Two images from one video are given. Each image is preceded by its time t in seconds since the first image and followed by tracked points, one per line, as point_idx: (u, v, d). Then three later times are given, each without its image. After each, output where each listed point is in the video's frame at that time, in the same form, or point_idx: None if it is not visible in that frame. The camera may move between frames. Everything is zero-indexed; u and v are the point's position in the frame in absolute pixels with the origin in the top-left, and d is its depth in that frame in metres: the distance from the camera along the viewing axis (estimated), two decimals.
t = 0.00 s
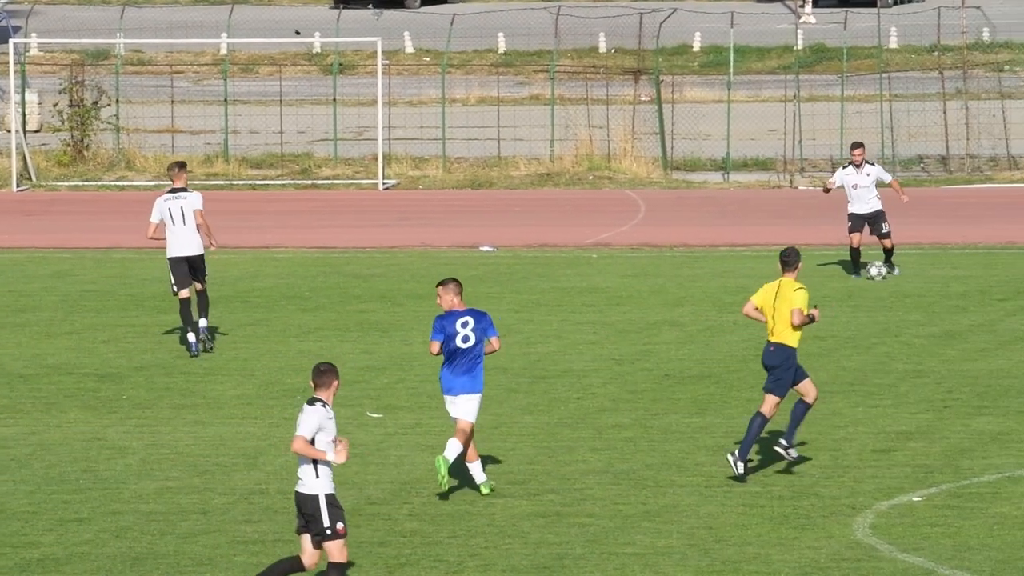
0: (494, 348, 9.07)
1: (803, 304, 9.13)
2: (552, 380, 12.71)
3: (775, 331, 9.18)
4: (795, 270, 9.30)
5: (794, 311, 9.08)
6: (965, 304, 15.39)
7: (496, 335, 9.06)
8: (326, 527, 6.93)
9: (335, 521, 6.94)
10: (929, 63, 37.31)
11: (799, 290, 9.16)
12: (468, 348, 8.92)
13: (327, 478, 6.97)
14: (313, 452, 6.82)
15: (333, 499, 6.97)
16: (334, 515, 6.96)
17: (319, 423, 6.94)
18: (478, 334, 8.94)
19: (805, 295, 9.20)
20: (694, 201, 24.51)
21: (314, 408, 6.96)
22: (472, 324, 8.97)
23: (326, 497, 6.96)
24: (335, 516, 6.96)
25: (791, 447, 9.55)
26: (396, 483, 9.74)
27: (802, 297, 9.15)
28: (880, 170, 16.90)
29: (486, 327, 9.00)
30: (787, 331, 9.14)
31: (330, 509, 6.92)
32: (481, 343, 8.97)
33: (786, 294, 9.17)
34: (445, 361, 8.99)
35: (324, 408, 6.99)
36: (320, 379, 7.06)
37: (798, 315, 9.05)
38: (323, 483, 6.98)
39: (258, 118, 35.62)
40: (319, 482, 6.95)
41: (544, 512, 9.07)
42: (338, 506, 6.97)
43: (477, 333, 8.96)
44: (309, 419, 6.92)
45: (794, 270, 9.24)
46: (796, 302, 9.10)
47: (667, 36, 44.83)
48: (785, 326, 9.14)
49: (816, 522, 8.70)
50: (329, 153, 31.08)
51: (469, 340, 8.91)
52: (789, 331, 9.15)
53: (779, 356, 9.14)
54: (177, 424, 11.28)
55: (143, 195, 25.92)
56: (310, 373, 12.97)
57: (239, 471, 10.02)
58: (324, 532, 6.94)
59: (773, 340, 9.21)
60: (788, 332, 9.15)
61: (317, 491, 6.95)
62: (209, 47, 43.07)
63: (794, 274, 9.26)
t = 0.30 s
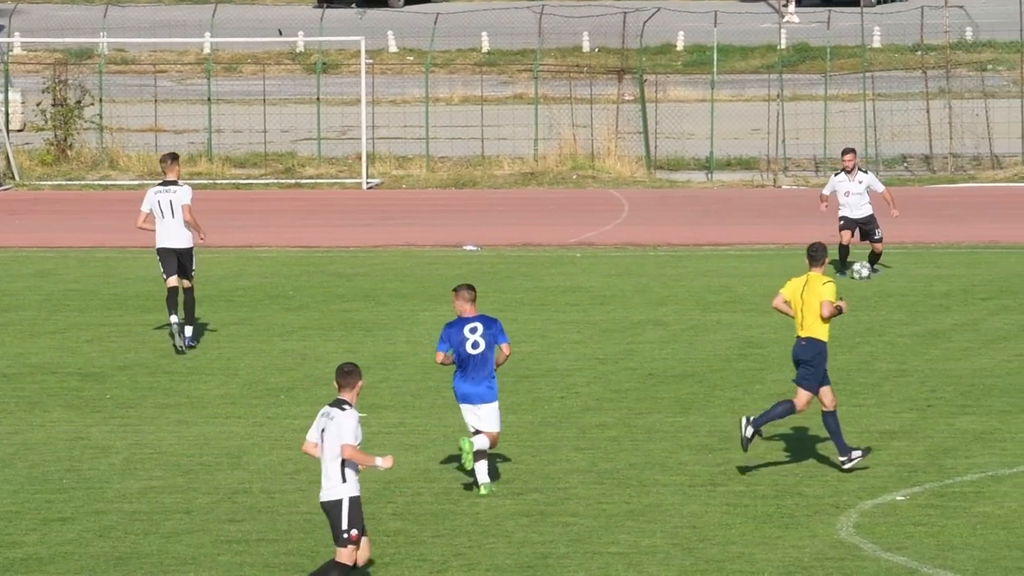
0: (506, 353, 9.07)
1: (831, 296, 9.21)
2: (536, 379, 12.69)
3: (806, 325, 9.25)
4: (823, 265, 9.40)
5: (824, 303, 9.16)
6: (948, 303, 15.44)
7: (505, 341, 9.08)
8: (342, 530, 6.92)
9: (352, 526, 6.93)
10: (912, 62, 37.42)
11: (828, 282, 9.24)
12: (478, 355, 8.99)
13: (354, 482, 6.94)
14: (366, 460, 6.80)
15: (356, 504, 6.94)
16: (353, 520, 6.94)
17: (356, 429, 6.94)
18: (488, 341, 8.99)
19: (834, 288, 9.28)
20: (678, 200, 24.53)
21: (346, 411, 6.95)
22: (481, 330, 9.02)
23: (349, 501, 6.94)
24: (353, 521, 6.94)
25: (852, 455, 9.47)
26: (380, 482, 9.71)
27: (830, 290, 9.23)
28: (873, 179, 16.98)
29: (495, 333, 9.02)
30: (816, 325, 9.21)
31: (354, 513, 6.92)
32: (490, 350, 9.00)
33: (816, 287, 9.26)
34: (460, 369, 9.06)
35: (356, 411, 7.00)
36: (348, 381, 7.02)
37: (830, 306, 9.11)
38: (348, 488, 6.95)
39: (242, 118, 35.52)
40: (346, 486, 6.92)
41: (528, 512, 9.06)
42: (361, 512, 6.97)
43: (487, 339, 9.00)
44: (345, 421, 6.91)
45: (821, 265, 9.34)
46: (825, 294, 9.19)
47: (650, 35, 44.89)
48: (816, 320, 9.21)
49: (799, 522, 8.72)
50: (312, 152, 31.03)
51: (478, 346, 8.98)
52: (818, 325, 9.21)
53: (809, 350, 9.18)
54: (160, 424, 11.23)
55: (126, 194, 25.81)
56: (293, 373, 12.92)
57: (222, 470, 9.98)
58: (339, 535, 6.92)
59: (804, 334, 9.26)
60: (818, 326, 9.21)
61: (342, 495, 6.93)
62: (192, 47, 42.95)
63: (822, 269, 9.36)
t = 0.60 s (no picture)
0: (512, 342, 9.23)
1: (856, 307, 9.20)
2: (521, 378, 12.67)
3: (835, 338, 9.27)
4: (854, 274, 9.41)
5: (846, 313, 9.17)
6: (932, 303, 15.47)
7: (508, 331, 9.24)
8: (352, 511, 6.92)
9: (364, 510, 6.91)
10: (895, 61, 37.51)
11: (852, 293, 9.22)
12: (484, 347, 9.23)
13: (380, 466, 6.96)
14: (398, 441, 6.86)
15: (377, 489, 6.94)
16: (369, 504, 6.93)
17: (387, 414, 7.01)
18: (493, 332, 9.21)
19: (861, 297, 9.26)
20: (663, 200, 24.52)
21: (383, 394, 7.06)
22: (486, 321, 9.26)
23: (370, 485, 6.95)
24: (366, 506, 6.92)
25: (862, 468, 9.62)
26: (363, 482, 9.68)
27: (854, 300, 9.20)
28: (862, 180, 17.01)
29: (499, 323, 9.22)
30: (845, 337, 9.24)
31: (373, 497, 6.92)
32: (496, 340, 9.21)
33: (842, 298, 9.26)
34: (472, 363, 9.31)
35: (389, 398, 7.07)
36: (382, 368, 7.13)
37: (851, 317, 9.13)
38: (373, 472, 6.98)
39: (225, 117, 35.37)
40: (371, 469, 6.96)
41: (512, 511, 9.05)
42: (380, 498, 6.94)
43: (491, 329, 9.22)
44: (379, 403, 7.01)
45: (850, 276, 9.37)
46: (849, 304, 9.19)
47: (634, 35, 44.87)
48: (844, 332, 9.23)
49: (783, 521, 8.72)
50: (296, 151, 30.93)
51: (484, 338, 9.22)
52: (847, 336, 9.23)
53: (844, 365, 9.22)
54: (145, 423, 11.17)
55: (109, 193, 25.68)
56: (277, 372, 12.87)
57: (206, 470, 9.93)
58: (348, 515, 6.93)
59: (835, 347, 9.28)
60: (845, 337, 9.23)
61: (365, 476, 6.96)
62: (175, 46, 42.80)
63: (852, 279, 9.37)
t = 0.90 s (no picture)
0: (523, 333, 9.15)
1: (879, 300, 9.21)
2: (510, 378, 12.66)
3: (863, 332, 9.37)
4: (887, 265, 9.34)
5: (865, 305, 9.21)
6: (920, 303, 15.50)
7: (520, 321, 9.15)
8: (390, 516, 6.92)
9: (401, 515, 6.92)
10: (884, 62, 37.60)
11: (875, 286, 9.22)
12: (498, 338, 9.23)
13: (409, 469, 6.97)
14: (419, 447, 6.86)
15: (410, 492, 6.95)
16: (403, 508, 6.93)
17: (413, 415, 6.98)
18: (505, 323, 9.19)
19: (886, 290, 9.25)
20: (652, 199, 24.53)
21: (407, 395, 7.03)
22: (500, 312, 9.24)
23: (402, 487, 6.95)
24: (402, 510, 6.93)
25: (852, 465, 9.61)
26: (352, 482, 9.65)
27: (877, 293, 9.22)
28: (847, 169, 17.04)
29: (511, 314, 9.19)
30: (871, 330, 9.32)
31: (407, 500, 6.92)
32: (508, 332, 9.19)
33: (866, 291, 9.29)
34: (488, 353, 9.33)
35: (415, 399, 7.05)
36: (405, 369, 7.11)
37: (870, 312, 9.17)
38: (403, 474, 6.98)
39: (213, 117, 35.28)
40: (401, 472, 6.96)
41: (501, 510, 9.03)
42: (414, 500, 6.95)
43: (504, 321, 9.20)
44: (405, 406, 6.97)
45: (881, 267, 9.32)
46: (871, 297, 9.21)
47: (623, 35, 44.90)
48: (870, 325, 9.31)
49: (772, 520, 8.73)
50: (285, 151, 30.89)
51: (496, 329, 9.21)
52: (872, 329, 9.32)
53: (875, 359, 9.31)
54: (133, 423, 11.14)
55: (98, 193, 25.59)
56: (266, 372, 12.84)
57: (195, 470, 9.90)
58: (385, 521, 6.93)
59: (864, 341, 9.38)
60: (871, 330, 9.32)
61: (396, 480, 6.96)
62: (163, 45, 42.68)
63: (883, 270, 9.33)
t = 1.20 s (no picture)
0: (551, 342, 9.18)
1: (909, 288, 9.17)
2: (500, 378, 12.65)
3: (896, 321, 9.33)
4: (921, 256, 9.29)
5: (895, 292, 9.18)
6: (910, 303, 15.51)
7: (548, 331, 9.18)
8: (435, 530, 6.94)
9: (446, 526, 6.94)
10: (874, 61, 37.68)
11: (907, 274, 9.19)
12: (517, 343, 9.22)
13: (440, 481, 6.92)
14: (438, 461, 6.80)
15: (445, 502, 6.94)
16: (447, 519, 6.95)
17: (437, 425, 6.92)
18: (526, 329, 9.19)
19: (918, 279, 9.20)
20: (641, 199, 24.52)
21: (428, 407, 6.93)
22: (521, 318, 9.24)
23: (439, 500, 6.94)
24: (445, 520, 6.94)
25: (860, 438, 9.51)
26: (342, 482, 9.63)
27: (908, 281, 9.17)
28: (832, 163, 17.05)
29: (535, 321, 9.21)
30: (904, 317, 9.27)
31: (448, 511, 6.94)
32: (530, 338, 9.20)
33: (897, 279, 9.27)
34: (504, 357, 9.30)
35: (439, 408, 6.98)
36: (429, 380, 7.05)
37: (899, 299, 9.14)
38: (437, 487, 6.95)
39: (203, 117, 35.21)
40: (433, 486, 6.92)
41: (491, 510, 9.02)
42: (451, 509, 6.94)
43: (526, 326, 9.21)
44: (424, 420, 6.89)
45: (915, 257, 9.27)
46: (902, 284, 9.18)
47: (613, 35, 44.93)
48: (904, 313, 9.25)
49: (762, 520, 8.73)
50: (275, 151, 30.86)
51: (517, 334, 9.20)
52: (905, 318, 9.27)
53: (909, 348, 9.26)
54: (123, 423, 11.10)
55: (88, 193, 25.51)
56: (256, 372, 12.81)
57: (185, 470, 9.87)
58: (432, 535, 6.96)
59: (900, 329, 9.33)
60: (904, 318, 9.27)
61: (430, 495, 6.93)
62: (153, 44, 42.58)
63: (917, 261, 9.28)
